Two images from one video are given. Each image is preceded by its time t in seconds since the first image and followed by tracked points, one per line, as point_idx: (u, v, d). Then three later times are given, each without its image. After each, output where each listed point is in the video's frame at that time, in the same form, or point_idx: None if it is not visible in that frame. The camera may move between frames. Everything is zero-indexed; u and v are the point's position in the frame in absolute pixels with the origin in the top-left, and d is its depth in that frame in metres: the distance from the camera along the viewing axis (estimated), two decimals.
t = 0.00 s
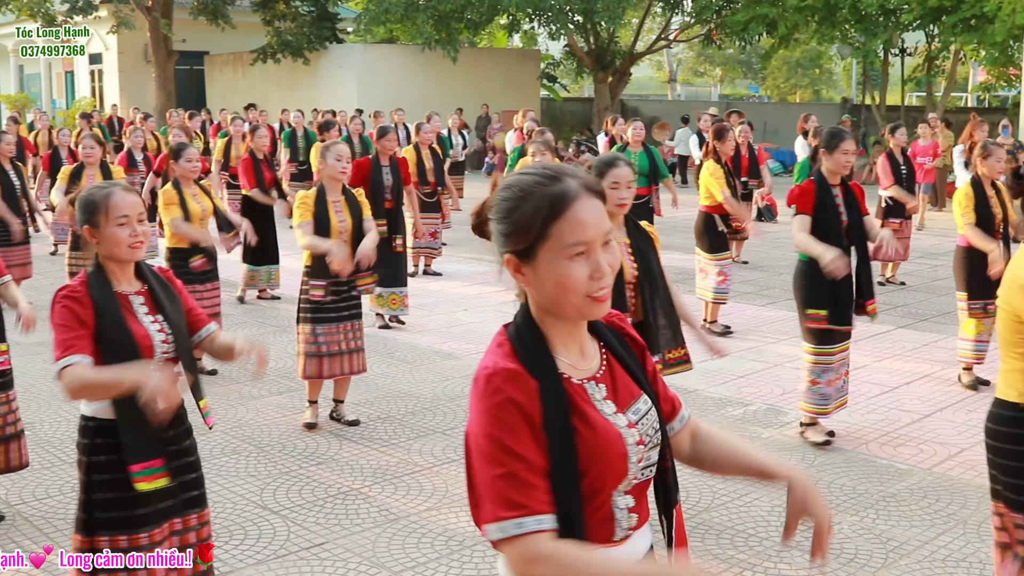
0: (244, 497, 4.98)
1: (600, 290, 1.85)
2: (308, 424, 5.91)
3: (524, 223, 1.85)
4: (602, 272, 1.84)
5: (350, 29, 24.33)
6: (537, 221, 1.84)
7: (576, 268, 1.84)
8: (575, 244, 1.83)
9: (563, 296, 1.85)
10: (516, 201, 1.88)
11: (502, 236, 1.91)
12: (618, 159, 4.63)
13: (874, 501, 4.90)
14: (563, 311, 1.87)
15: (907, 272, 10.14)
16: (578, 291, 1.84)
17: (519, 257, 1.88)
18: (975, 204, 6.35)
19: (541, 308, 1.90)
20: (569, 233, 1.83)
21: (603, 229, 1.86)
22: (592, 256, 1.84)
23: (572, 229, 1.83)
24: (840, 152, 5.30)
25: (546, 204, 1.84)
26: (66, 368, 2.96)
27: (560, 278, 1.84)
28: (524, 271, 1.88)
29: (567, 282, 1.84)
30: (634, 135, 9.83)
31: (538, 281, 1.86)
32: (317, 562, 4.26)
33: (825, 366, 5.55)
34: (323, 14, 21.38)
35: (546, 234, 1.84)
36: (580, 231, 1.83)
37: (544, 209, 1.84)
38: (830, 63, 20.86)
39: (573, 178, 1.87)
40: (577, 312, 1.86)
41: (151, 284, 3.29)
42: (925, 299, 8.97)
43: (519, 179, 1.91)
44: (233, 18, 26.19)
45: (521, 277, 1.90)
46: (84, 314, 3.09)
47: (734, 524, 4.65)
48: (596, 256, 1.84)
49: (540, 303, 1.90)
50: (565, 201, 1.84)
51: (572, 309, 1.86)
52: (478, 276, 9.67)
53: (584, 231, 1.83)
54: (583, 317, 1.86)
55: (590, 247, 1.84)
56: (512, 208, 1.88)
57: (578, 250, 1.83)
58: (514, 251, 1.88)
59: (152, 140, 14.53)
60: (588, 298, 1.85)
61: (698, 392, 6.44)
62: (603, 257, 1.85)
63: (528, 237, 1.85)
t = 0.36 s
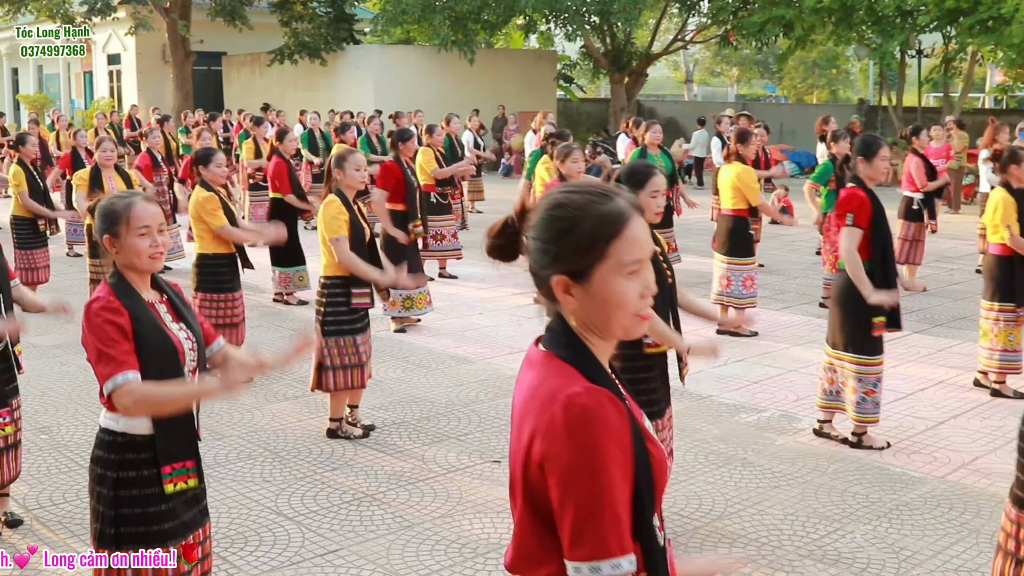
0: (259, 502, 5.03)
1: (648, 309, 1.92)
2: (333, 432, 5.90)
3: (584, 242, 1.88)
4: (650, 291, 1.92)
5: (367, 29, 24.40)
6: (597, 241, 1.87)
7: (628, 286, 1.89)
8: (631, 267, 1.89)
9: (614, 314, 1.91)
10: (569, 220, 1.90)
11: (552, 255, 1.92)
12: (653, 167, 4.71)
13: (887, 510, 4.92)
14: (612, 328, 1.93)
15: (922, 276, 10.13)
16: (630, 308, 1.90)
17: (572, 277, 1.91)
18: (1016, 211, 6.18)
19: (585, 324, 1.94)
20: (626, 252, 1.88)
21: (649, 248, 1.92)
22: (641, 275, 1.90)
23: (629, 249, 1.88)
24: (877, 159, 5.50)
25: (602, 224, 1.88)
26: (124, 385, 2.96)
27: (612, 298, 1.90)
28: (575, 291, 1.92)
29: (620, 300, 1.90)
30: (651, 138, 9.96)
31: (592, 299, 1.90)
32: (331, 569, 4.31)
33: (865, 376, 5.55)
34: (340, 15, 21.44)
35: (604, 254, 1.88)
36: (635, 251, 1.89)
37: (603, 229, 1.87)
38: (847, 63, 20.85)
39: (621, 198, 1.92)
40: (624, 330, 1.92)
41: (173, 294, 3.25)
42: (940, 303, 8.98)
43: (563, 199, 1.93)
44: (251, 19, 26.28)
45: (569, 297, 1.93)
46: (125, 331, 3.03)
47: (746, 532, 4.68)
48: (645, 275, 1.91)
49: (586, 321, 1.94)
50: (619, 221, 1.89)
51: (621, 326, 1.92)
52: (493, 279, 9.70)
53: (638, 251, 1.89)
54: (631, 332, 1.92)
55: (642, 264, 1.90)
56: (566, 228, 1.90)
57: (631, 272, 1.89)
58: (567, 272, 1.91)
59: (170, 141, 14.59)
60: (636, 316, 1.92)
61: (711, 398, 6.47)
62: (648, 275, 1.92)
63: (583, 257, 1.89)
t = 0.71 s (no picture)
0: (276, 511, 5.05)
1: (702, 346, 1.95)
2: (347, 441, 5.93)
3: (658, 284, 1.86)
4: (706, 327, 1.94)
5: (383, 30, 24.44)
6: (672, 280, 1.86)
7: (691, 324, 1.91)
8: (699, 304, 1.91)
9: (678, 349, 1.92)
10: (641, 255, 1.87)
11: (620, 294, 1.89)
12: (687, 185, 4.84)
13: (901, 522, 4.92)
14: (669, 361, 1.94)
15: (938, 281, 10.12)
16: (692, 345, 1.92)
17: (642, 317, 1.89)
18: None
19: (647, 360, 1.94)
20: (694, 291, 1.89)
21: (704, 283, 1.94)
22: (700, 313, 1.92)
23: (697, 288, 1.90)
24: (911, 168, 5.47)
25: (674, 263, 1.86)
26: (98, 406, 2.89)
27: (678, 336, 1.91)
28: (641, 331, 1.90)
29: (684, 338, 1.91)
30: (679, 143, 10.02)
31: (660, 337, 1.90)
32: None
33: (886, 382, 5.57)
34: (356, 17, 21.47)
35: (677, 293, 1.87)
36: (701, 290, 1.90)
37: (681, 267, 1.87)
38: (864, 65, 20.81)
39: (684, 235, 1.92)
40: (680, 364, 1.94)
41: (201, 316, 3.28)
42: (957, 310, 8.96)
43: (627, 233, 1.89)
44: (267, 20, 26.34)
45: (634, 335, 1.90)
46: (164, 357, 2.98)
47: (760, 544, 4.68)
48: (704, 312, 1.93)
49: (646, 355, 1.93)
50: (688, 259, 1.89)
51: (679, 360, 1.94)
52: (509, 284, 9.71)
53: (701, 289, 1.91)
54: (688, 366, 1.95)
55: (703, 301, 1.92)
56: (637, 267, 1.86)
57: (698, 309, 1.92)
58: (637, 313, 1.89)
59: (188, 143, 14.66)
60: (692, 351, 1.94)
61: (726, 406, 6.47)
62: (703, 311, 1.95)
63: (654, 296, 1.87)
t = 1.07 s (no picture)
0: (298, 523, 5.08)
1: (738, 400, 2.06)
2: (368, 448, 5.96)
3: (716, 348, 1.94)
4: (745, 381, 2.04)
5: (404, 32, 24.47)
6: (730, 344, 1.95)
7: (738, 384, 2.00)
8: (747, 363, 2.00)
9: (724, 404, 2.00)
10: (700, 317, 1.95)
11: (680, 356, 1.95)
12: (711, 207, 4.95)
13: (921, 538, 4.90)
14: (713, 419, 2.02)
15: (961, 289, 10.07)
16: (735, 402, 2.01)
17: (697, 378, 1.96)
18: None
19: (693, 418, 2.01)
20: (746, 353, 1.98)
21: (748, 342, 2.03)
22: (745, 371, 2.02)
23: (748, 352, 1.99)
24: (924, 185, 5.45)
25: (734, 327, 1.95)
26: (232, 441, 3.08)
27: (727, 395, 1.99)
28: (696, 389, 1.97)
29: (730, 396, 2.00)
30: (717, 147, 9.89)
31: (711, 397, 1.98)
32: None
33: (922, 390, 5.54)
34: (377, 19, 21.51)
35: (733, 355, 1.96)
36: (751, 352, 1.99)
37: (737, 330, 1.95)
38: (886, 67, 20.71)
39: (737, 299, 2.00)
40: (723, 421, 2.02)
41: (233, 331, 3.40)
42: (979, 319, 8.92)
43: (687, 296, 1.97)
44: (288, 22, 26.40)
45: (688, 393, 1.97)
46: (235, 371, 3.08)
47: (779, 559, 4.68)
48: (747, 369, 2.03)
49: (696, 413, 2.00)
50: (745, 324, 1.97)
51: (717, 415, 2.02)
52: (530, 289, 9.72)
53: (750, 353, 2.00)
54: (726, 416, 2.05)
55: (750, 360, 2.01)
56: (700, 332, 1.94)
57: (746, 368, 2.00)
58: (694, 373, 1.95)
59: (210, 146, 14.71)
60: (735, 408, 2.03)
61: (747, 417, 6.47)
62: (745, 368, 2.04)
63: (716, 359, 1.95)
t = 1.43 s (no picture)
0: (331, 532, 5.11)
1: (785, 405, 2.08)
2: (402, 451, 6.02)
3: (766, 349, 1.99)
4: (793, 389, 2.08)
5: (433, 33, 24.52)
6: (780, 348, 1.99)
7: (786, 388, 2.04)
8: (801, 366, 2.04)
9: (766, 407, 2.04)
10: (755, 317, 2.00)
11: (731, 349, 2.01)
12: (729, 206, 4.86)
13: (950, 553, 4.88)
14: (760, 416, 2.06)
15: (993, 296, 10.01)
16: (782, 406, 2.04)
17: (745, 374, 2.01)
18: None
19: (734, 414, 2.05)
20: (797, 361, 2.03)
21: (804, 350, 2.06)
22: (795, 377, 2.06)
23: (802, 358, 2.03)
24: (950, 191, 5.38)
25: (788, 332, 1.99)
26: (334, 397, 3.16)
27: (773, 398, 2.03)
28: (742, 384, 2.02)
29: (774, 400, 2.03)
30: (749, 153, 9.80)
31: (755, 396, 2.02)
32: None
33: (954, 392, 5.52)
34: (406, 21, 21.60)
35: (781, 360, 2.00)
36: (802, 357, 2.04)
37: (790, 335, 1.99)
38: (916, 69, 20.62)
39: (798, 306, 2.05)
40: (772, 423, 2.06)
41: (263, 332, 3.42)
42: (1011, 327, 8.86)
43: (747, 296, 2.02)
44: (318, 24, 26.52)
45: (733, 388, 2.02)
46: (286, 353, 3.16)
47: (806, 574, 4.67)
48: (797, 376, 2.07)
49: (740, 408, 2.05)
50: (802, 330, 2.02)
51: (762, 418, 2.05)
52: (558, 294, 9.73)
53: (803, 359, 2.04)
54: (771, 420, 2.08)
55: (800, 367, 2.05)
56: (755, 330, 1.99)
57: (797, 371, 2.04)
58: (743, 369, 2.00)
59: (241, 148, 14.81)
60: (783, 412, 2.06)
61: (775, 427, 6.47)
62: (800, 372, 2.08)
63: (767, 360, 2.00)
